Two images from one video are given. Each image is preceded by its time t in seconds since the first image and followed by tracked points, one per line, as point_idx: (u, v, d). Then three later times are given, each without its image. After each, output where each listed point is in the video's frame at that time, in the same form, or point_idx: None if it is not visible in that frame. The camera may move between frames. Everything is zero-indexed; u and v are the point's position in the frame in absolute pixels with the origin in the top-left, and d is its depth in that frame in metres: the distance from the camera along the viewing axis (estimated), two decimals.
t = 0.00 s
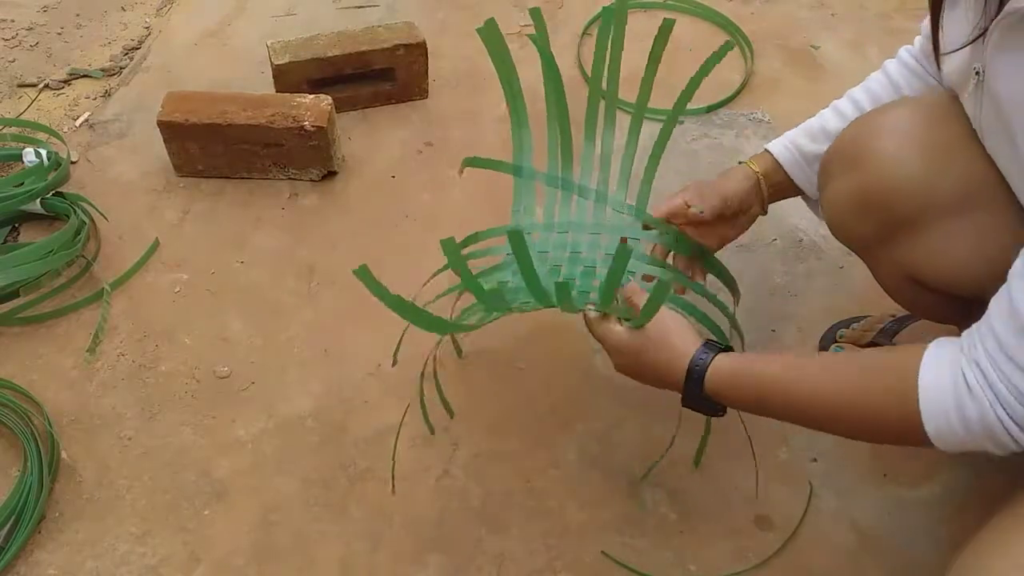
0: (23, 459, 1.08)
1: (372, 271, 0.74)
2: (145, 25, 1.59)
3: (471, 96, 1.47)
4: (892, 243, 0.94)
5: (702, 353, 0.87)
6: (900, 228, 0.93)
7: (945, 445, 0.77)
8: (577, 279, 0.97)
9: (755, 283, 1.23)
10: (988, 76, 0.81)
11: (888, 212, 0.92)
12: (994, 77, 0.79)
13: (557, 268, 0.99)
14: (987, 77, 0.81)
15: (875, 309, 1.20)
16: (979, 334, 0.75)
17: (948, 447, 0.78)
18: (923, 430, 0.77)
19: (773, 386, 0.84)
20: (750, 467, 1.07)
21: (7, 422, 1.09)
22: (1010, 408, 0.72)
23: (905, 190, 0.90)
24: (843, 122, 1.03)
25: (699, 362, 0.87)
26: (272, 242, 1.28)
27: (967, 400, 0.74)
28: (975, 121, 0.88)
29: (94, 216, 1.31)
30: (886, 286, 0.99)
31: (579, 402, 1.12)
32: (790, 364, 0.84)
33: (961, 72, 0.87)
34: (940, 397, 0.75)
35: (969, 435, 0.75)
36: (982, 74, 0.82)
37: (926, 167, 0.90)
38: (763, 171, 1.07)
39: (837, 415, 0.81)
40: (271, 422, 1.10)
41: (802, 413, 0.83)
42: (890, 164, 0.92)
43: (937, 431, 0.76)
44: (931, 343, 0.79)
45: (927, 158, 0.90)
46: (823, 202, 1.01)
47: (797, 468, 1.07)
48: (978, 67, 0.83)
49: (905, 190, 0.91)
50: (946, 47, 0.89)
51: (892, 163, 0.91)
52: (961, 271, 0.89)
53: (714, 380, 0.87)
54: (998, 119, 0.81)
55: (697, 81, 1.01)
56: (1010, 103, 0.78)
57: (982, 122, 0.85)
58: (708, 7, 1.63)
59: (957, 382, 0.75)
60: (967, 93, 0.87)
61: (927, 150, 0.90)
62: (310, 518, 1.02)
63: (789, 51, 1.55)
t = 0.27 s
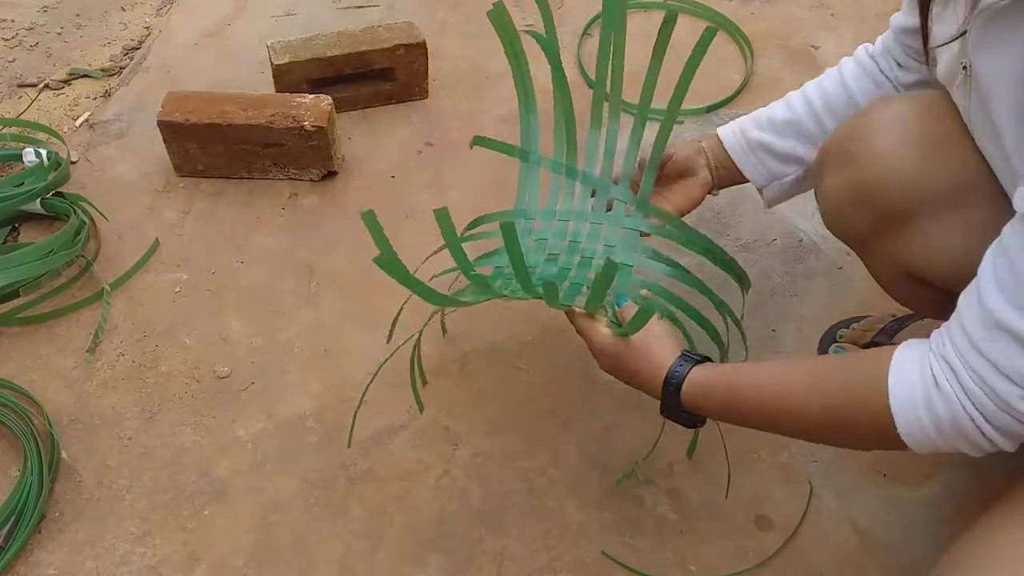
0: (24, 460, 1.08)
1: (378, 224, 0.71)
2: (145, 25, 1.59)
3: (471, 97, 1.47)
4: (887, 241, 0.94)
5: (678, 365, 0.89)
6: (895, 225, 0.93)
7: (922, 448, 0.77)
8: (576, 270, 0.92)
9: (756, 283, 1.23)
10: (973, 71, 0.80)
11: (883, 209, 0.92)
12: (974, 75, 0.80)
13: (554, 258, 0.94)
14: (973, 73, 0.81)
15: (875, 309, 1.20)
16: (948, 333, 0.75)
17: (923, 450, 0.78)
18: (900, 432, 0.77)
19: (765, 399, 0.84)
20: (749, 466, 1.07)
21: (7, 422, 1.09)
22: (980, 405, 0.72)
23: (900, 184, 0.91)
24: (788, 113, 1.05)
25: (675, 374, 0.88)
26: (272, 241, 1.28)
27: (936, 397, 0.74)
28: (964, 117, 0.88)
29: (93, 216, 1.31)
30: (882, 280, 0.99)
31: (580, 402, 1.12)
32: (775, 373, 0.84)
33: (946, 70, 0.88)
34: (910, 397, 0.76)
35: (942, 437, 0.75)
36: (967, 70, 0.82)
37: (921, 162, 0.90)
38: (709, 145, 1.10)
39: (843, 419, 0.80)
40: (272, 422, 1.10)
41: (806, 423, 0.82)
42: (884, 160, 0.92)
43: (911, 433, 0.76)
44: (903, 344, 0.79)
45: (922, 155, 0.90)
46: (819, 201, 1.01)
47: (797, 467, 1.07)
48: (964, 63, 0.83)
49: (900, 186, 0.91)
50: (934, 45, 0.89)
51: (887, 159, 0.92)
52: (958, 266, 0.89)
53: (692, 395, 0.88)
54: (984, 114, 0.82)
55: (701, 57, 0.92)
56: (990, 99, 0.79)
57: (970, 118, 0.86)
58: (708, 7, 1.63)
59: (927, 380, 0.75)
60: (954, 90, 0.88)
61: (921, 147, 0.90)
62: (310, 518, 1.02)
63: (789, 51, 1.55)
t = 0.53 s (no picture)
0: (23, 460, 1.08)
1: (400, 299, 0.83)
2: (145, 25, 1.59)
3: (471, 97, 1.47)
4: (883, 244, 0.94)
5: (717, 374, 0.91)
6: (891, 230, 0.92)
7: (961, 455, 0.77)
8: (600, 283, 1.00)
9: (755, 283, 1.23)
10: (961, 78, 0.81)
11: (878, 213, 0.92)
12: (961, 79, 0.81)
13: (580, 270, 1.02)
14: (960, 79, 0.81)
15: (875, 309, 1.20)
16: (980, 340, 0.75)
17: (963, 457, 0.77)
18: (940, 441, 0.77)
19: (803, 408, 0.85)
20: (749, 466, 1.07)
21: (7, 422, 1.09)
22: (1017, 412, 0.71)
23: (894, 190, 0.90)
24: (778, 119, 1.05)
25: (714, 383, 0.90)
26: (272, 241, 1.28)
27: (974, 407, 0.73)
28: (954, 122, 0.88)
29: (93, 216, 1.31)
30: (876, 284, 0.99)
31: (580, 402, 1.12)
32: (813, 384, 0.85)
33: (932, 80, 0.88)
34: (947, 406, 0.75)
35: (983, 445, 0.74)
36: (955, 75, 0.82)
37: (915, 167, 0.90)
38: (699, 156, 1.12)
39: (883, 428, 0.80)
40: (271, 422, 1.10)
41: (845, 431, 0.83)
42: (879, 165, 0.91)
43: (948, 439, 0.76)
44: (939, 353, 0.79)
45: (919, 157, 0.90)
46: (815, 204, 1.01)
47: (797, 467, 1.07)
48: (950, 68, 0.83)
49: (895, 191, 0.90)
50: (917, 55, 0.90)
51: (881, 165, 0.91)
52: (953, 269, 0.89)
53: (731, 404, 0.89)
54: (974, 119, 0.82)
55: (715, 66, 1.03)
56: (979, 103, 0.79)
57: (959, 123, 0.86)
58: (708, 7, 1.62)
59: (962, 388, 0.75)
60: (942, 97, 0.88)
61: (917, 150, 0.90)
62: (310, 517, 1.02)
63: (789, 51, 1.55)
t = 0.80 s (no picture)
0: (23, 460, 1.08)
1: (412, 278, 0.82)
2: (145, 25, 1.59)
3: (471, 96, 1.47)
4: (883, 245, 0.94)
5: (715, 390, 0.91)
6: (891, 230, 0.92)
7: (962, 463, 0.76)
8: (605, 304, 0.99)
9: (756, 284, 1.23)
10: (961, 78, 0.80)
11: (878, 214, 0.92)
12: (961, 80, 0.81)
13: (585, 291, 1.01)
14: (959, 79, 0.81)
15: (875, 309, 1.20)
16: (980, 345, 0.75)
17: (965, 465, 0.77)
18: (940, 449, 0.77)
19: (802, 422, 0.85)
20: (749, 466, 1.07)
21: (7, 422, 1.09)
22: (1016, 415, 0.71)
23: (895, 189, 0.90)
24: (767, 130, 1.05)
25: (713, 399, 0.91)
26: (272, 242, 1.28)
27: (974, 413, 0.73)
28: (954, 122, 0.88)
29: (93, 216, 1.31)
30: (877, 285, 0.98)
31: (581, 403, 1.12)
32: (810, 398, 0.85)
33: (930, 81, 0.88)
34: (946, 412, 0.75)
35: (984, 452, 0.74)
36: (954, 76, 0.82)
37: (915, 165, 0.90)
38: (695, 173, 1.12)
39: (884, 441, 0.80)
40: (272, 422, 1.10)
41: (846, 445, 0.83)
42: (879, 164, 0.91)
43: (948, 447, 0.76)
44: (938, 361, 0.79)
45: (920, 156, 0.90)
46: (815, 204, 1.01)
47: (797, 467, 1.07)
48: (950, 69, 0.83)
49: (896, 190, 0.90)
50: (915, 57, 0.90)
51: (882, 164, 0.91)
52: (953, 269, 0.89)
53: (730, 420, 0.90)
54: (974, 120, 0.82)
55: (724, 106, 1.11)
56: (979, 102, 0.79)
57: (959, 124, 0.86)
58: (708, 7, 1.62)
59: (962, 394, 0.75)
60: (941, 98, 0.88)
61: (917, 150, 0.90)
62: (310, 517, 1.02)
63: (789, 51, 1.55)
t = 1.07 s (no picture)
0: (24, 460, 1.08)
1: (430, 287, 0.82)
2: (145, 25, 1.59)
3: (471, 96, 1.47)
4: (885, 244, 0.94)
5: (730, 399, 0.91)
6: (894, 229, 0.92)
7: (985, 469, 0.76)
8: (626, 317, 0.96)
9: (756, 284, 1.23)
10: (969, 75, 0.81)
11: (880, 213, 0.92)
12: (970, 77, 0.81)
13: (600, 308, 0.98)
14: (968, 76, 0.81)
15: (875, 309, 1.20)
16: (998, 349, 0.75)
17: (987, 471, 0.76)
18: (961, 454, 0.76)
19: (811, 432, 0.85)
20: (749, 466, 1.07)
21: (7, 422, 1.09)
22: None
23: (898, 190, 0.90)
24: (764, 137, 1.05)
25: (727, 407, 0.91)
26: (272, 242, 1.28)
27: (998, 415, 0.73)
28: (959, 121, 0.88)
29: (93, 216, 1.31)
30: (879, 285, 0.99)
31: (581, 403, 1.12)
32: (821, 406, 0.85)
33: (934, 80, 0.88)
34: (967, 416, 0.75)
35: (1007, 457, 0.74)
36: (962, 73, 0.82)
37: (921, 164, 0.90)
38: (692, 188, 1.10)
39: (894, 450, 0.80)
40: (272, 422, 1.10)
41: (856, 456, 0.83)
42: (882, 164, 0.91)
43: (972, 454, 0.75)
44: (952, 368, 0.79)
45: (923, 155, 0.90)
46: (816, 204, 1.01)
47: (797, 467, 1.07)
48: (957, 66, 0.83)
49: (897, 190, 0.90)
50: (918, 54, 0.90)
51: (885, 163, 0.91)
52: (954, 268, 0.89)
53: (743, 429, 0.90)
54: (982, 117, 0.82)
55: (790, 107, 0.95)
56: (990, 98, 0.79)
57: (965, 122, 0.86)
58: (708, 7, 1.63)
59: (984, 398, 0.75)
60: (945, 97, 0.89)
61: (919, 149, 0.90)
62: (310, 518, 1.02)
63: (788, 51, 1.55)
